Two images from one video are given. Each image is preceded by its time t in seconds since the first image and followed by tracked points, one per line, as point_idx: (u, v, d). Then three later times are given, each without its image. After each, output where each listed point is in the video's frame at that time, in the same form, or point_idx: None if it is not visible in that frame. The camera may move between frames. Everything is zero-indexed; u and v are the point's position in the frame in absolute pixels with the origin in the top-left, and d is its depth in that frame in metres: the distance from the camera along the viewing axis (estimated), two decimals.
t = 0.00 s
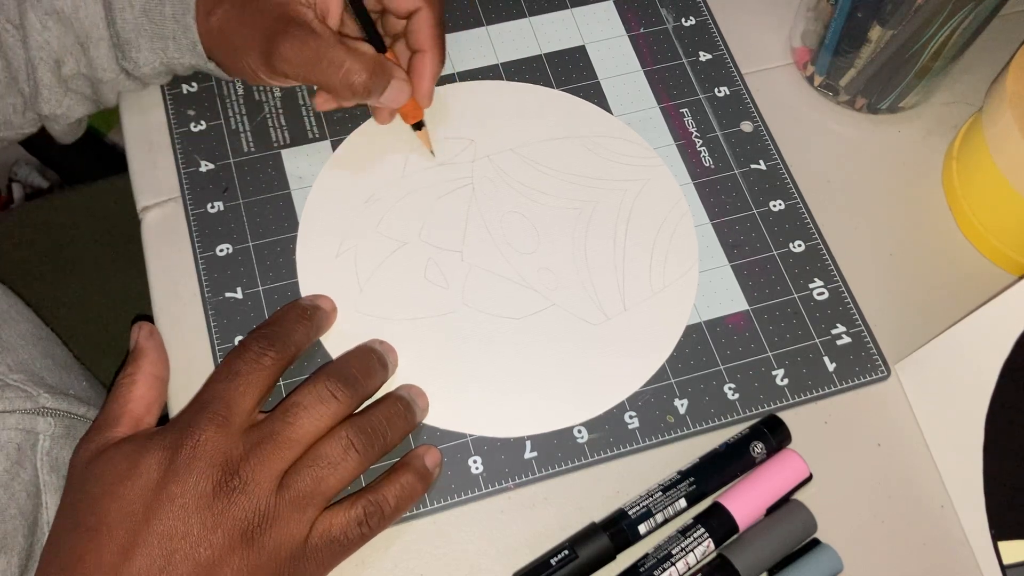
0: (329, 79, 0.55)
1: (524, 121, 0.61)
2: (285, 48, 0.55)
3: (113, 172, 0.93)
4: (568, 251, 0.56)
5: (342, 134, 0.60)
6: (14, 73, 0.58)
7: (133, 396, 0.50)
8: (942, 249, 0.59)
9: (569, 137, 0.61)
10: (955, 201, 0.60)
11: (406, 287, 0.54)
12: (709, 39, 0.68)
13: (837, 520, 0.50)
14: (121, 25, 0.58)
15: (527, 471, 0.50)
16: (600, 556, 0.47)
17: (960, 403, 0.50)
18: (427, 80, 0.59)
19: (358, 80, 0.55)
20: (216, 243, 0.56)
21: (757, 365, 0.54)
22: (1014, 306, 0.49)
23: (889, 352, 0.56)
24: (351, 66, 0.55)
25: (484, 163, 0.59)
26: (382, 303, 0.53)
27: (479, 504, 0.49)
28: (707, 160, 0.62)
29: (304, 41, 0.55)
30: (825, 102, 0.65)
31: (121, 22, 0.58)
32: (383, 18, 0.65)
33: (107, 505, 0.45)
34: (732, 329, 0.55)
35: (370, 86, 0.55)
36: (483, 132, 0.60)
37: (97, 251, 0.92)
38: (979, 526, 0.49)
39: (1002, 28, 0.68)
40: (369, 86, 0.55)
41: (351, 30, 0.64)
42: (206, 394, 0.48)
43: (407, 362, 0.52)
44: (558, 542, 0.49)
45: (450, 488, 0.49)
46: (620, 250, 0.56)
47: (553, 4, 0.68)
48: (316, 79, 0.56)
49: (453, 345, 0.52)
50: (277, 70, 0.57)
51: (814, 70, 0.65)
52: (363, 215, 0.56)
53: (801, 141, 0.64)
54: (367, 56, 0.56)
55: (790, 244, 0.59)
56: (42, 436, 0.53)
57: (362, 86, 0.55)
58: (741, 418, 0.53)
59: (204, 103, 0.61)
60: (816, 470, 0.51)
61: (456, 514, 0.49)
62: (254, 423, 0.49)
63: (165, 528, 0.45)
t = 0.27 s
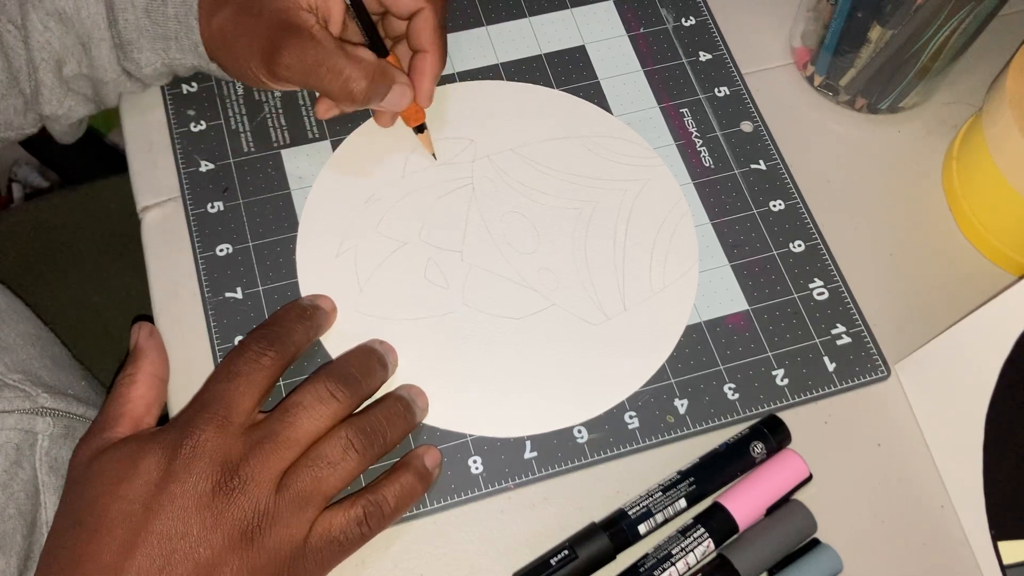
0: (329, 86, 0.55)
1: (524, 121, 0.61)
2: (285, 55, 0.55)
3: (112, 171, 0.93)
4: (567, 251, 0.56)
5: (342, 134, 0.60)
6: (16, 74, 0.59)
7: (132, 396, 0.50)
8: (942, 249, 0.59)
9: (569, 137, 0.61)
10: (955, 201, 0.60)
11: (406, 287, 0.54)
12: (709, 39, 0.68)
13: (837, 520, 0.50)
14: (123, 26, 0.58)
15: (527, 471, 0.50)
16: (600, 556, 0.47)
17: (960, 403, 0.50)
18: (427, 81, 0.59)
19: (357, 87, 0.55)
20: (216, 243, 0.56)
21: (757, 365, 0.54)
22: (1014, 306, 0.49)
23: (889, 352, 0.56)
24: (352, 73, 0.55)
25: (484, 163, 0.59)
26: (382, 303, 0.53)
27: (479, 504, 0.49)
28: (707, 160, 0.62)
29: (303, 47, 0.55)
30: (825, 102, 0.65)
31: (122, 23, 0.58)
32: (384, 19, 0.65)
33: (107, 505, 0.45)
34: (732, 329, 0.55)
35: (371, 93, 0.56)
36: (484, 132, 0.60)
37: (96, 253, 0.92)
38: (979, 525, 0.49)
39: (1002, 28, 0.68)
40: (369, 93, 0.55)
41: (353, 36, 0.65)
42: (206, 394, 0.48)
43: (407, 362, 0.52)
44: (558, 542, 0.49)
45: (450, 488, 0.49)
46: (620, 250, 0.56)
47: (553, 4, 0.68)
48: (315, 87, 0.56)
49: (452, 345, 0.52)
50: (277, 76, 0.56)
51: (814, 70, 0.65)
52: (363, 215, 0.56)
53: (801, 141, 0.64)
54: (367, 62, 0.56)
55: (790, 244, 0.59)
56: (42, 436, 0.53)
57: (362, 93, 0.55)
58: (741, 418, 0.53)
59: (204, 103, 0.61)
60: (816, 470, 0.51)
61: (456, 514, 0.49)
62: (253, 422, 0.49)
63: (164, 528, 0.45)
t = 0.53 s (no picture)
0: (328, 89, 0.55)
1: (524, 121, 0.61)
2: (286, 58, 0.55)
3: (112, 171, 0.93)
4: (568, 251, 0.56)
5: (342, 134, 0.60)
6: (16, 75, 0.59)
7: (132, 396, 0.50)
8: (942, 249, 0.59)
9: (569, 137, 0.61)
10: (955, 201, 0.60)
11: (406, 287, 0.54)
12: (709, 39, 0.68)
13: (837, 520, 0.50)
14: (123, 27, 0.58)
15: (527, 471, 0.50)
16: (600, 556, 0.47)
17: (960, 403, 0.50)
18: (428, 84, 0.59)
19: (358, 90, 0.55)
20: (216, 243, 0.56)
21: (757, 365, 0.54)
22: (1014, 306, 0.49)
23: (889, 352, 0.56)
24: (353, 76, 0.55)
25: (484, 163, 0.59)
26: (382, 303, 0.53)
27: (479, 504, 0.49)
28: (707, 160, 0.62)
29: (303, 50, 0.55)
30: (825, 102, 0.65)
31: (123, 24, 0.58)
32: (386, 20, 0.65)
33: (107, 505, 0.45)
34: (732, 329, 0.55)
35: (372, 95, 0.55)
36: (484, 132, 0.60)
37: (96, 253, 0.92)
38: (979, 525, 0.49)
39: (1002, 28, 0.68)
40: (370, 95, 0.55)
41: (354, 37, 0.64)
42: (206, 394, 0.48)
43: (407, 362, 0.52)
44: (558, 543, 0.49)
45: (450, 488, 0.49)
46: (620, 250, 0.56)
47: (553, 4, 0.68)
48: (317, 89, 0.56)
49: (452, 345, 0.52)
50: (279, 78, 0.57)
51: (814, 70, 0.65)
52: (363, 215, 0.56)
53: (801, 141, 0.64)
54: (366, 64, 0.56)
55: (790, 244, 0.59)
56: (41, 436, 0.53)
57: (363, 95, 0.55)
58: (741, 417, 0.53)
59: (204, 103, 0.61)
60: (816, 470, 0.51)
61: (456, 514, 0.49)
62: (253, 422, 0.49)
63: (164, 528, 0.45)
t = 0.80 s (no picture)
0: (323, 80, 0.55)
1: (524, 121, 0.61)
2: (278, 50, 0.56)
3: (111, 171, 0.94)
4: (567, 251, 0.56)
5: (342, 135, 0.60)
6: (16, 79, 0.58)
7: (132, 396, 0.50)
8: (942, 249, 0.59)
9: (569, 137, 0.61)
10: (955, 201, 0.60)
11: (406, 287, 0.54)
12: (709, 39, 0.68)
13: (837, 520, 0.50)
14: (123, 29, 0.58)
15: (527, 471, 0.50)
16: (600, 556, 0.47)
17: (960, 403, 0.50)
18: (433, 82, 0.59)
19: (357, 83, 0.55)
20: (216, 243, 0.56)
21: (757, 365, 0.54)
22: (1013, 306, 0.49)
23: (889, 352, 0.56)
24: (349, 68, 0.55)
25: (484, 163, 0.59)
26: (382, 302, 0.53)
27: (479, 504, 0.49)
28: (707, 160, 0.62)
29: (296, 44, 0.56)
30: (825, 102, 0.65)
31: (123, 26, 0.58)
32: (388, 21, 0.66)
33: (107, 505, 0.45)
34: (732, 329, 0.55)
35: (372, 89, 0.54)
36: (484, 132, 0.60)
37: (96, 253, 0.92)
38: (978, 525, 0.49)
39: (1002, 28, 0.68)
40: (370, 89, 0.54)
41: (355, 35, 0.64)
42: (206, 394, 0.48)
43: (407, 362, 0.52)
44: (558, 543, 0.49)
45: (450, 488, 0.49)
46: (620, 250, 0.56)
47: (553, 4, 0.68)
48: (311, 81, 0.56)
49: (452, 345, 0.52)
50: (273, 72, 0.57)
51: (814, 70, 0.65)
52: (363, 215, 0.56)
53: (801, 141, 0.64)
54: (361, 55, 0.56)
55: (790, 244, 0.59)
56: (42, 436, 0.53)
57: (362, 89, 0.55)
58: (741, 417, 0.53)
59: (204, 103, 0.61)
60: (816, 470, 0.51)
61: (456, 514, 0.49)
62: (253, 422, 0.49)
63: (164, 528, 0.45)
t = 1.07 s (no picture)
0: (339, 63, 0.57)
1: (524, 121, 0.61)
2: (293, 39, 0.57)
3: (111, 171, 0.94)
4: (567, 251, 0.56)
5: (342, 134, 0.60)
6: (16, 80, 0.58)
7: (132, 397, 0.50)
8: (942, 249, 0.59)
9: (569, 137, 0.61)
10: (955, 201, 0.60)
11: (406, 287, 0.54)
12: (709, 39, 0.68)
13: (837, 520, 0.50)
14: (122, 27, 0.58)
15: (527, 471, 0.50)
16: (600, 556, 0.47)
17: (960, 403, 0.50)
18: (454, 49, 0.61)
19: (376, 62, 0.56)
20: (216, 243, 0.56)
21: (757, 365, 0.54)
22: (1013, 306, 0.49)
23: (889, 352, 0.56)
24: (366, 50, 0.56)
25: (484, 163, 0.59)
26: (382, 302, 0.53)
27: (479, 504, 0.49)
28: (707, 160, 0.62)
29: (309, 31, 0.57)
30: (825, 102, 0.65)
31: (121, 24, 0.58)
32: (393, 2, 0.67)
33: (106, 505, 0.45)
34: (732, 329, 0.55)
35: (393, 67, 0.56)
36: (484, 132, 0.60)
37: (96, 254, 0.92)
38: (978, 525, 0.49)
39: (1002, 28, 0.68)
40: (392, 67, 0.56)
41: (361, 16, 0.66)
42: (206, 394, 0.48)
43: (407, 362, 0.52)
44: (558, 543, 0.49)
45: (450, 488, 0.49)
46: (621, 250, 0.56)
47: (553, 4, 0.68)
48: (330, 68, 0.58)
49: (452, 345, 0.52)
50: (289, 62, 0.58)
51: (814, 70, 0.65)
52: (363, 215, 0.56)
53: (801, 141, 0.64)
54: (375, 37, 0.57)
55: (790, 244, 0.59)
56: (42, 437, 0.53)
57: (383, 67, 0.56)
58: (741, 418, 0.53)
59: (204, 103, 0.61)
60: (816, 470, 0.51)
61: (456, 514, 0.49)
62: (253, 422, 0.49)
63: (164, 528, 0.45)
